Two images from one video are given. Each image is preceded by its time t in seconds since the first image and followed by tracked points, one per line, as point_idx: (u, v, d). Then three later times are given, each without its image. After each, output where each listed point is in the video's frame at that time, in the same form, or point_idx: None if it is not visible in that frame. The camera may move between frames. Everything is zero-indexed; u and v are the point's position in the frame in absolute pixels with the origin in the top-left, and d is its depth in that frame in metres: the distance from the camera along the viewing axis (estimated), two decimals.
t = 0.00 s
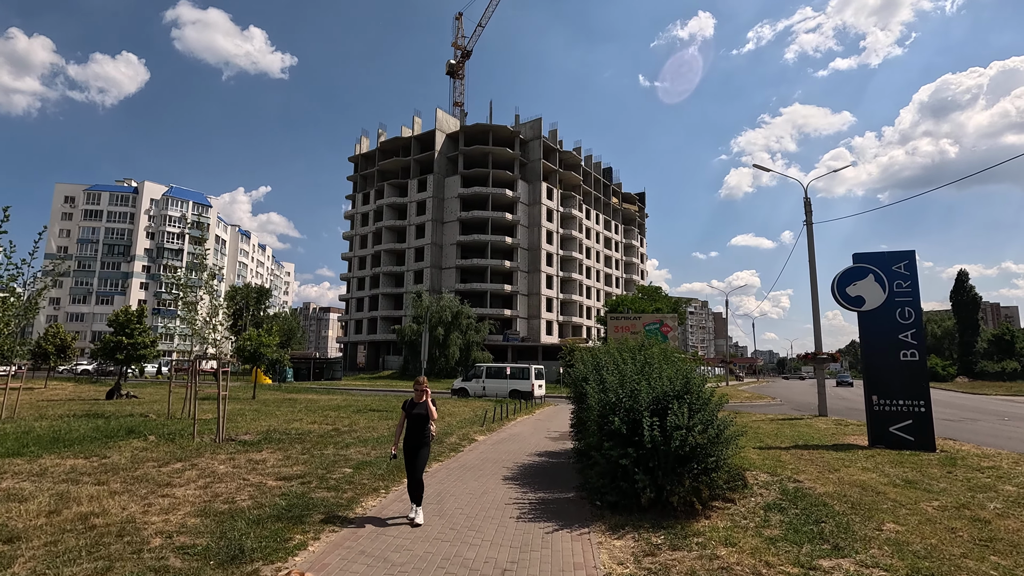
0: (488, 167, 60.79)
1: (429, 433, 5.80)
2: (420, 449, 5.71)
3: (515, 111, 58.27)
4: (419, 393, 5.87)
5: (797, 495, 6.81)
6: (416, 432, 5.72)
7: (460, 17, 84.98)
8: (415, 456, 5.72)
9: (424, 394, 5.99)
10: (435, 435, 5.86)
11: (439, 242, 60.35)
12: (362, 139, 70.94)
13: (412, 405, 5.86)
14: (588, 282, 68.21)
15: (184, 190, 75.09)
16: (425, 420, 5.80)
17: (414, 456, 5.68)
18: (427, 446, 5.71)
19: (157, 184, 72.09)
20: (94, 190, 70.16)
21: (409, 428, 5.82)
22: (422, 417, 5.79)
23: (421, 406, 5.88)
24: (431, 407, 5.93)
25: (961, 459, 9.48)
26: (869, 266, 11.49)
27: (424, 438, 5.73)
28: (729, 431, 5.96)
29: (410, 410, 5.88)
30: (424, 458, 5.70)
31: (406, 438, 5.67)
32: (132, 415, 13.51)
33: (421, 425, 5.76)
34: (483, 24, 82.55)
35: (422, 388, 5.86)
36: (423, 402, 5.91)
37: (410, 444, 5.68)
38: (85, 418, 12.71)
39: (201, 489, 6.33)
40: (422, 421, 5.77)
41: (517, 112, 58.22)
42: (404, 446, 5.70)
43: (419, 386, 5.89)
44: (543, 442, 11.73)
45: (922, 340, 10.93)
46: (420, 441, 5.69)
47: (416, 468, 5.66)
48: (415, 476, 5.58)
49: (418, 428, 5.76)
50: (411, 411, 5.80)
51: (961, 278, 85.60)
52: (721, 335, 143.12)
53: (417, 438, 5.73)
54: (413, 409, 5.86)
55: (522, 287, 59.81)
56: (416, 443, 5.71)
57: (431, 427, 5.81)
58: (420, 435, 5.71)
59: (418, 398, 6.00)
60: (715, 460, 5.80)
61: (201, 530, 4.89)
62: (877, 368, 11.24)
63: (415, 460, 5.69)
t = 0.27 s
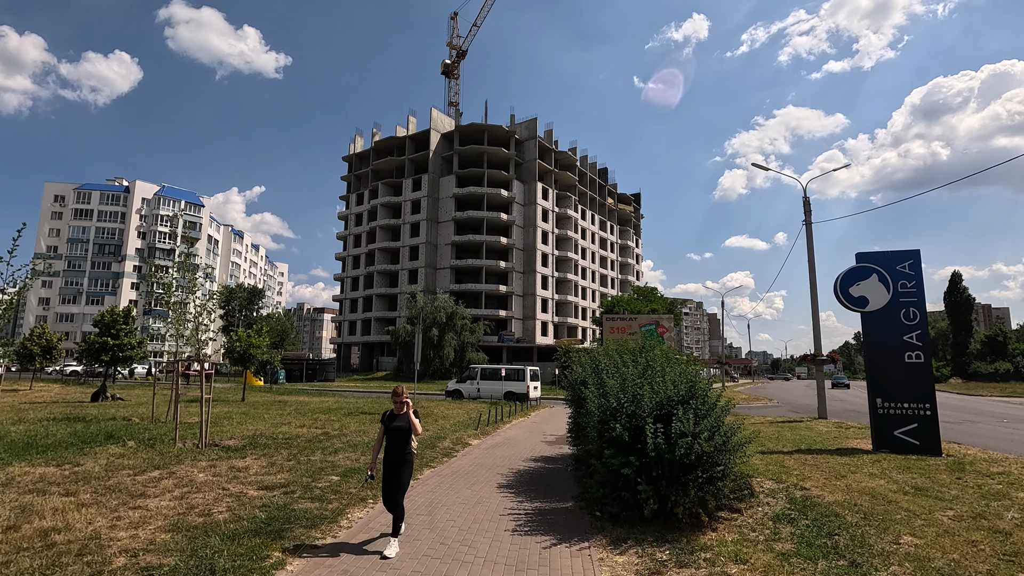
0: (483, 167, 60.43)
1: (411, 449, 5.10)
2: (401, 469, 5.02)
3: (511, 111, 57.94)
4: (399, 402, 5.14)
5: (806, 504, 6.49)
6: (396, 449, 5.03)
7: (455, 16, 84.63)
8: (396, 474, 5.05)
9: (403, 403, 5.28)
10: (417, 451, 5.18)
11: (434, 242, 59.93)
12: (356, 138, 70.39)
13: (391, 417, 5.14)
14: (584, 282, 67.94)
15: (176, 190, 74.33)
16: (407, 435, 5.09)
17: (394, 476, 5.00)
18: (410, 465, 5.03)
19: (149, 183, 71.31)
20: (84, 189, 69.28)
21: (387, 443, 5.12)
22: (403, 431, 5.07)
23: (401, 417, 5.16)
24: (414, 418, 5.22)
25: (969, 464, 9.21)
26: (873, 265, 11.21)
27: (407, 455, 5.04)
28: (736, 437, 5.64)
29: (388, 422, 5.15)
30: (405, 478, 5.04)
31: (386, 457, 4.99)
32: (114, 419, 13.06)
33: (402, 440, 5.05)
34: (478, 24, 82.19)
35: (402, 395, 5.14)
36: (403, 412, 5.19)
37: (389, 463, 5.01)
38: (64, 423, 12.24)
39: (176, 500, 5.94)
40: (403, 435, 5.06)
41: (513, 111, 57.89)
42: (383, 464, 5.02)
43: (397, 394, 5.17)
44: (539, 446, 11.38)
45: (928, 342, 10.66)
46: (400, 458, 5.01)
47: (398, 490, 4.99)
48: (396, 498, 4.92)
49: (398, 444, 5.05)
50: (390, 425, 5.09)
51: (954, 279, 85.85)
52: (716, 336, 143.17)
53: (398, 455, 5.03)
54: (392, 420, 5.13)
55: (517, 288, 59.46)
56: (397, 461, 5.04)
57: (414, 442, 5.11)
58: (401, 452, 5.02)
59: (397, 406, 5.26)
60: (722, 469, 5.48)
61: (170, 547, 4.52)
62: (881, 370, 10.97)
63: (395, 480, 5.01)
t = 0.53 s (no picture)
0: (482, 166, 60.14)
1: (396, 453, 4.42)
2: (385, 477, 4.33)
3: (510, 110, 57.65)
4: (382, 401, 4.44)
5: (822, 507, 6.20)
6: (379, 455, 4.35)
7: (454, 15, 84.37)
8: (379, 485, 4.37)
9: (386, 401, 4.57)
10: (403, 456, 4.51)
11: (432, 241, 59.61)
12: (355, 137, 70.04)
13: (372, 418, 4.44)
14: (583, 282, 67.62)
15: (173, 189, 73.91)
16: (391, 438, 4.39)
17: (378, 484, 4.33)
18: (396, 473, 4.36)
19: (146, 182, 70.86)
20: (81, 188, 68.82)
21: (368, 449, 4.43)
22: (388, 434, 4.38)
23: (383, 418, 4.46)
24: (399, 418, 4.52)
25: (985, 466, 8.91)
26: (883, 261, 10.90)
27: (391, 461, 4.36)
28: (751, 438, 5.32)
29: (369, 423, 4.45)
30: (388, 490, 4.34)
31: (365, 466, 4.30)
32: (104, 420, 12.73)
33: (386, 444, 4.38)
34: (477, 23, 81.93)
35: (385, 392, 4.44)
36: (384, 411, 4.48)
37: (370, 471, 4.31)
38: (53, 423, 11.88)
39: (158, 506, 5.59)
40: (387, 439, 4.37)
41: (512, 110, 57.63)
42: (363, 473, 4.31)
43: (379, 390, 4.46)
44: (540, 447, 11.08)
45: (940, 339, 10.35)
46: (384, 467, 4.32)
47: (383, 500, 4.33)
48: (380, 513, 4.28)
49: (381, 448, 4.37)
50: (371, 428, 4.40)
51: (954, 279, 85.71)
52: (715, 336, 142.78)
53: (380, 461, 4.34)
54: (373, 422, 4.42)
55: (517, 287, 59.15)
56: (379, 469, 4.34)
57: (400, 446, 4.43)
58: (385, 458, 4.34)
59: (378, 405, 4.54)
60: (736, 472, 5.14)
61: (146, 558, 4.20)
62: (892, 368, 10.65)
63: (378, 491, 4.33)
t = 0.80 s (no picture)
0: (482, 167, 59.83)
1: (364, 485, 3.80)
2: (349, 513, 3.72)
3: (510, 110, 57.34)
4: (348, 422, 3.79)
5: (841, 522, 5.83)
6: (344, 486, 3.71)
7: (454, 16, 84.14)
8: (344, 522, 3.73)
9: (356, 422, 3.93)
10: (373, 486, 3.89)
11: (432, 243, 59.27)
12: (355, 138, 69.68)
13: (336, 442, 3.80)
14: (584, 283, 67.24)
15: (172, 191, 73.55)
16: (359, 467, 3.75)
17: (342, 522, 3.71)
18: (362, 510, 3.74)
19: (145, 184, 70.50)
20: (80, 190, 68.48)
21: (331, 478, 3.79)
22: (354, 461, 3.74)
23: (350, 442, 3.82)
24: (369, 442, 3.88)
25: (1006, 474, 8.54)
26: (897, 261, 10.53)
27: (357, 495, 3.74)
28: (771, 451, 4.95)
29: (332, 449, 3.80)
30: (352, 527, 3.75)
31: (326, 501, 3.68)
32: (93, 426, 12.33)
33: (352, 475, 3.74)
34: (477, 23, 81.69)
35: (353, 412, 3.81)
36: (350, 434, 3.82)
37: (333, 506, 3.68)
38: (38, 430, 11.45)
39: (134, 523, 5.23)
40: (353, 468, 3.73)
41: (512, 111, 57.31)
42: (325, 509, 3.69)
43: (345, 409, 3.81)
44: (542, 453, 10.70)
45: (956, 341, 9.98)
46: (349, 501, 3.71)
47: (346, 541, 3.72)
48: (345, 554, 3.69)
49: (345, 480, 3.73)
50: (335, 455, 3.76)
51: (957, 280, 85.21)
52: (716, 338, 142.19)
53: (346, 494, 3.72)
54: (338, 447, 3.78)
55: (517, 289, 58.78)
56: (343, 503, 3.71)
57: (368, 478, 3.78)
58: (350, 493, 3.71)
59: (345, 426, 3.88)
60: (753, 487, 4.77)
61: None
62: (906, 372, 10.27)
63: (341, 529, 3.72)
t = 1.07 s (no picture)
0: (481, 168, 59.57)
1: (314, 503, 3.18)
2: (293, 538, 3.08)
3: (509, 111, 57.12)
4: (293, 431, 3.16)
5: (856, 531, 5.49)
6: (287, 505, 3.07)
7: (453, 17, 84.01)
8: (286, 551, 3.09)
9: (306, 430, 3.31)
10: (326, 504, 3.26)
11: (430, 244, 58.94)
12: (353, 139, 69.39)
13: (279, 453, 3.18)
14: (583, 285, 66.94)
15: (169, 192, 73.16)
16: (307, 482, 3.12)
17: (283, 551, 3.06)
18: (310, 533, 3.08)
19: (142, 185, 70.13)
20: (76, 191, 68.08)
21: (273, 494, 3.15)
22: (299, 476, 3.10)
23: (297, 453, 3.19)
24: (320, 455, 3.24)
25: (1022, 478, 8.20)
26: (905, 258, 10.22)
27: (304, 517, 3.11)
28: (784, 458, 4.60)
29: (273, 461, 3.17)
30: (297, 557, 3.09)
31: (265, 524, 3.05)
32: (77, 428, 11.97)
33: (301, 487, 3.10)
34: (476, 24, 81.55)
35: (297, 419, 3.16)
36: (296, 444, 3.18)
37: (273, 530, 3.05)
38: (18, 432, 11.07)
39: (99, 533, 4.88)
40: (298, 483, 3.08)
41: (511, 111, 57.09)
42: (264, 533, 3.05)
43: (287, 415, 3.17)
44: (539, 457, 10.36)
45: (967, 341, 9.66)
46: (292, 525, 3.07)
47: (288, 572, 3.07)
48: None
49: (289, 497, 3.10)
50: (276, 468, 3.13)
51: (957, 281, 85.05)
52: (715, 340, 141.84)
53: (290, 516, 3.08)
54: (281, 459, 3.15)
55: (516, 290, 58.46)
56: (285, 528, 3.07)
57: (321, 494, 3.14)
58: (294, 515, 3.07)
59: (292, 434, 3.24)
60: (765, 495, 4.41)
61: None
62: (916, 373, 9.93)
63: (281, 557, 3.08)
